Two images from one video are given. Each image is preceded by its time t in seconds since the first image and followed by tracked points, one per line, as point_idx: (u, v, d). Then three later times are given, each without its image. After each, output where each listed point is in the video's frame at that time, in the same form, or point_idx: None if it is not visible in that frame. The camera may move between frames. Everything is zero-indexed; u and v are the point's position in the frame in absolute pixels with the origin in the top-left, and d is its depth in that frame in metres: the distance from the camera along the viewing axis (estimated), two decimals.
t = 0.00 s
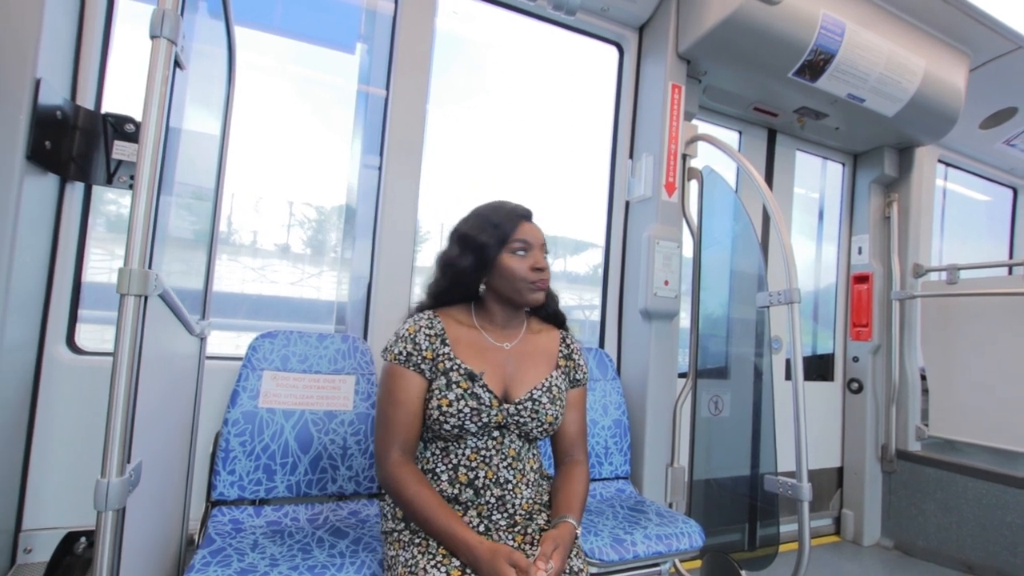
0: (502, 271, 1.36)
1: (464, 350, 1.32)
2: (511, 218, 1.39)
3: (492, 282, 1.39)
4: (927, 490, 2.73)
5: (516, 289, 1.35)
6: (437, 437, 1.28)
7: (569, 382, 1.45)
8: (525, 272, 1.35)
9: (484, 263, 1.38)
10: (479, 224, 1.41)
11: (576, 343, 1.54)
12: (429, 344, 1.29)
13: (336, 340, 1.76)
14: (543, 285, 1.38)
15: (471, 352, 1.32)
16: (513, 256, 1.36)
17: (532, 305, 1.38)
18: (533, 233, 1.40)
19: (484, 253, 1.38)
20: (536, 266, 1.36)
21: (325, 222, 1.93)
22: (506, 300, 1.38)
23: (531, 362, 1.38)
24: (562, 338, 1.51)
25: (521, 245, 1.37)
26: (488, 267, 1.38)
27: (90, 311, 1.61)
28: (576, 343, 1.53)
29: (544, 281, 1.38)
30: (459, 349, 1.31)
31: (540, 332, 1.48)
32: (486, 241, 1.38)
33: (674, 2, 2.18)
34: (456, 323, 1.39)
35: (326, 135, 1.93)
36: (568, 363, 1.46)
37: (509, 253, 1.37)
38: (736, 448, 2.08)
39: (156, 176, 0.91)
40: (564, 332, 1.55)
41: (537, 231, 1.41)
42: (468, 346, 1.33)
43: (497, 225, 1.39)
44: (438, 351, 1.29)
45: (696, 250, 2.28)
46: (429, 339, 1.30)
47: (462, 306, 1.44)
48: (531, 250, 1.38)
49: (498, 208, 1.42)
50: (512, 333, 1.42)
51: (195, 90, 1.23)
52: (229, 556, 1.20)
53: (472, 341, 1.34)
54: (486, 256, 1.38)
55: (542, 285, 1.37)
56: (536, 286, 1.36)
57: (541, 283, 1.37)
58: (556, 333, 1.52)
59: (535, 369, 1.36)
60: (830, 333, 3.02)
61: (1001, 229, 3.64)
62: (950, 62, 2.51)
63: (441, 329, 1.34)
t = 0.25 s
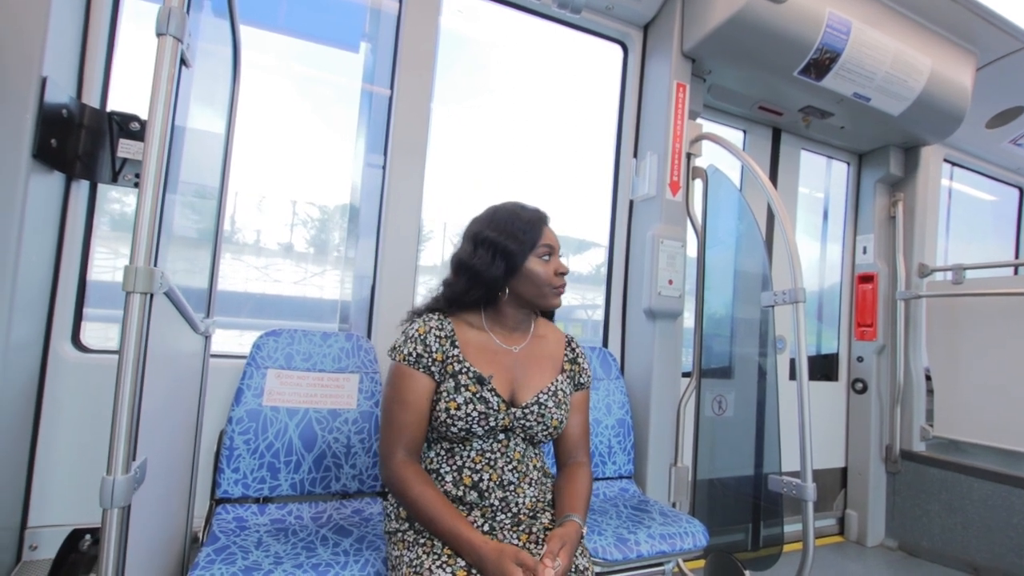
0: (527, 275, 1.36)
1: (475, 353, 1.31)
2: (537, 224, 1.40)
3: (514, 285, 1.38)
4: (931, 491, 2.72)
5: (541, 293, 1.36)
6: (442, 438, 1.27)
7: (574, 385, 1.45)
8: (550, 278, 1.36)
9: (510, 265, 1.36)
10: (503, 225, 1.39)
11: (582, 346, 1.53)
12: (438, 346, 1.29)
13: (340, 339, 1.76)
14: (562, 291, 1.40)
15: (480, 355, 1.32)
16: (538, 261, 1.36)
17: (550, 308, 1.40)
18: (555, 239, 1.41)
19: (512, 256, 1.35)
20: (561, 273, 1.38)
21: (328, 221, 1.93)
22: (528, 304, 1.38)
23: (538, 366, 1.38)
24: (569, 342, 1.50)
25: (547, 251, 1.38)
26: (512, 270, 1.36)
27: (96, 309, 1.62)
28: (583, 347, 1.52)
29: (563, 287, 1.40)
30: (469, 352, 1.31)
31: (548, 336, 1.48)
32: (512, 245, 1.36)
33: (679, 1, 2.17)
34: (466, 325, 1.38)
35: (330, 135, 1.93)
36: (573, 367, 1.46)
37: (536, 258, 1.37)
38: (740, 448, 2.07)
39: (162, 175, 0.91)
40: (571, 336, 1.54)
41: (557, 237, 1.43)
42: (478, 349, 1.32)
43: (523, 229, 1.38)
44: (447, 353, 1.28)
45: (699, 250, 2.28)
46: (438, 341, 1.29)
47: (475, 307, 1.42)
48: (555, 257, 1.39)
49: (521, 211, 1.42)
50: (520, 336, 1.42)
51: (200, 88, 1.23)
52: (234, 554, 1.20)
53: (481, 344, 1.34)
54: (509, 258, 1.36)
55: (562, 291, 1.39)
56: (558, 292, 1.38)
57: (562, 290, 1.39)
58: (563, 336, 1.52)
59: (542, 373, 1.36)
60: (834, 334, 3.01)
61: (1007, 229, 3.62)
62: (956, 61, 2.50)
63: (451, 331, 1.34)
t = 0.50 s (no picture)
0: (528, 277, 1.36)
1: (476, 354, 1.31)
2: (540, 226, 1.40)
3: (516, 287, 1.38)
4: (933, 491, 2.71)
5: (542, 295, 1.36)
6: (442, 440, 1.27)
7: (575, 387, 1.45)
8: (551, 280, 1.36)
9: (511, 267, 1.36)
10: (504, 226, 1.39)
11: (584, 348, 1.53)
12: (439, 347, 1.29)
13: (341, 340, 1.77)
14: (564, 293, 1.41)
15: (481, 356, 1.32)
16: (540, 263, 1.37)
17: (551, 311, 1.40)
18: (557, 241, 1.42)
19: (514, 258, 1.35)
20: (563, 275, 1.38)
21: (329, 222, 1.93)
22: (529, 305, 1.38)
23: (540, 367, 1.38)
24: (570, 343, 1.51)
25: (550, 253, 1.39)
26: (514, 272, 1.37)
27: (98, 311, 1.62)
28: (584, 348, 1.52)
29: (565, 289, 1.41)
30: (469, 353, 1.31)
31: (549, 337, 1.49)
32: (513, 246, 1.36)
33: (679, 2, 2.18)
34: (467, 326, 1.39)
35: (330, 136, 1.94)
36: (575, 368, 1.46)
37: (538, 260, 1.37)
38: (741, 448, 2.07)
39: (163, 177, 0.91)
40: (572, 337, 1.54)
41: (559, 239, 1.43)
42: (478, 351, 1.33)
43: (526, 230, 1.38)
44: (448, 354, 1.29)
45: (700, 250, 2.28)
46: (439, 343, 1.30)
47: (477, 309, 1.42)
48: (558, 260, 1.40)
49: (524, 213, 1.42)
50: (521, 337, 1.42)
51: (201, 90, 1.24)
52: (236, 554, 1.21)
53: (482, 346, 1.34)
54: (510, 260, 1.36)
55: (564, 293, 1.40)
56: (559, 295, 1.38)
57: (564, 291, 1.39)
58: (564, 338, 1.52)
59: (544, 375, 1.37)
60: (836, 334, 3.01)
61: (1009, 229, 3.61)
62: (957, 61, 2.50)
63: (451, 333, 1.34)
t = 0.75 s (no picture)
0: (529, 277, 1.36)
1: (476, 355, 1.31)
2: (541, 225, 1.40)
3: (517, 287, 1.38)
4: (935, 492, 2.71)
5: (543, 295, 1.36)
6: (444, 440, 1.27)
7: (577, 386, 1.45)
8: (552, 280, 1.36)
9: (512, 267, 1.36)
10: (505, 227, 1.39)
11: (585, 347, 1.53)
12: (439, 347, 1.29)
13: (343, 340, 1.77)
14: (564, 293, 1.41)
15: (482, 356, 1.32)
16: (541, 264, 1.37)
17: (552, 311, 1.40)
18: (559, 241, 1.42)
19: (515, 258, 1.35)
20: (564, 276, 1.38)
21: (330, 223, 1.93)
22: (530, 306, 1.38)
23: (541, 366, 1.38)
24: (572, 342, 1.51)
25: (551, 254, 1.39)
26: (514, 272, 1.37)
27: (100, 311, 1.63)
28: (586, 347, 1.52)
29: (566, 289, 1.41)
30: (470, 353, 1.31)
31: (550, 336, 1.49)
32: (514, 245, 1.36)
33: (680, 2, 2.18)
34: (468, 326, 1.39)
35: (331, 136, 1.94)
36: (577, 368, 1.46)
37: (539, 260, 1.37)
38: (742, 448, 2.07)
39: (166, 178, 0.91)
40: (574, 336, 1.54)
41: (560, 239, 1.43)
42: (479, 351, 1.33)
43: (527, 230, 1.38)
44: (449, 354, 1.29)
45: (701, 251, 2.28)
46: (440, 343, 1.30)
47: (477, 309, 1.42)
48: (558, 260, 1.40)
49: (525, 213, 1.42)
50: (522, 337, 1.42)
51: (202, 91, 1.24)
52: (238, 554, 1.21)
53: (482, 345, 1.34)
54: (511, 260, 1.36)
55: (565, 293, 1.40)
56: (560, 295, 1.38)
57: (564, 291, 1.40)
58: (566, 337, 1.52)
59: (545, 374, 1.36)
60: (837, 334, 3.01)
61: (1010, 229, 3.61)
62: (958, 60, 2.50)
63: (452, 333, 1.34)
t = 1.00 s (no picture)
0: (528, 277, 1.36)
1: (475, 355, 1.32)
2: (541, 225, 1.40)
3: (517, 287, 1.38)
4: (936, 491, 2.71)
5: (543, 295, 1.36)
6: (444, 441, 1.27)
7: (577, 386, 1.45)
8: (552, 280, 1.36)
9: (511, 266, 1.36)
10: (504, 227, 1.39)
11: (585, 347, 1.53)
12: (438, 348, 1.29)
13: (343, 340, 1.77)
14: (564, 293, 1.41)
15: (481, 356, 1.32)
16: (541, 263, 1.37)
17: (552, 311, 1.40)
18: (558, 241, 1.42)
19: (514, 258, 1.35)
20: (564, 276, 1.38)
21: (331, 223, 1.93)
22: (529, 306, 1.38)
23: (540, 366, 1.38)
24: (571, 342, 1.51)
25: (551, 253, 1.38)
26: (514, 272, 1.37)
27: (101, 312, 1.63)
28: (585, 347, 1.52)
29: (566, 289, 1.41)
30: (469, 353, 1.31)
31: (550, 335, 1.49)
32: (513, 245, 1.36)
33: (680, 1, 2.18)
34: (467, 326, 1.39)
35: (332, 137, 1.94)
36: (576, 367, 1.46)
37: (538, 260, 1.37)
38: (743, 448, 2.07)
39: (166, 178, 0.91)
40: (574, 336, 1.54)
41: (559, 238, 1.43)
42: (478, 351, 1.33)
43: (526, 230, 1.38)
44: (448, 355, 1.29)
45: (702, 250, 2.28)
46: (438, 343, 1.30)
47: (477, 309, 1.42)
48: (558, 260, 1.39)
49: (525, 213, 1.41)
50: (522, 337, 1.42)
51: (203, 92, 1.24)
52: (240, 554, 1.21)
53: (482, 345, 1.35)
54: (511, 259, 1.36)
55: (565, 293, 1.40)
56: (559, 295, 1.38)
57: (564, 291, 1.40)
58: (566, 336, 1.52)
59: (544, 374, 1.36)
60: (838, 333, 3.01)
61: (1011, 227, 3.61)
62: (959, 59, 2.49)
63: (451, 334, 1.34)
